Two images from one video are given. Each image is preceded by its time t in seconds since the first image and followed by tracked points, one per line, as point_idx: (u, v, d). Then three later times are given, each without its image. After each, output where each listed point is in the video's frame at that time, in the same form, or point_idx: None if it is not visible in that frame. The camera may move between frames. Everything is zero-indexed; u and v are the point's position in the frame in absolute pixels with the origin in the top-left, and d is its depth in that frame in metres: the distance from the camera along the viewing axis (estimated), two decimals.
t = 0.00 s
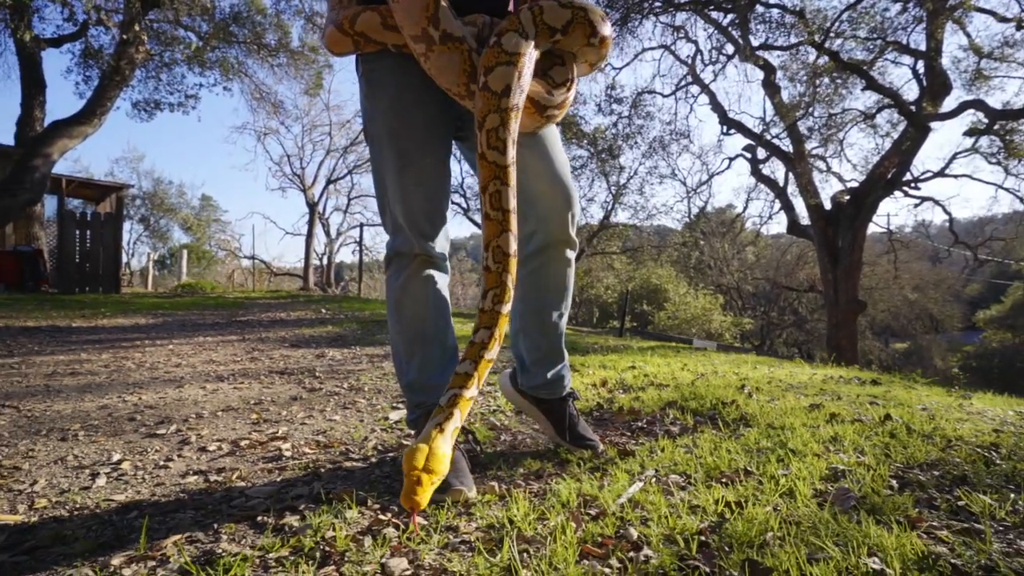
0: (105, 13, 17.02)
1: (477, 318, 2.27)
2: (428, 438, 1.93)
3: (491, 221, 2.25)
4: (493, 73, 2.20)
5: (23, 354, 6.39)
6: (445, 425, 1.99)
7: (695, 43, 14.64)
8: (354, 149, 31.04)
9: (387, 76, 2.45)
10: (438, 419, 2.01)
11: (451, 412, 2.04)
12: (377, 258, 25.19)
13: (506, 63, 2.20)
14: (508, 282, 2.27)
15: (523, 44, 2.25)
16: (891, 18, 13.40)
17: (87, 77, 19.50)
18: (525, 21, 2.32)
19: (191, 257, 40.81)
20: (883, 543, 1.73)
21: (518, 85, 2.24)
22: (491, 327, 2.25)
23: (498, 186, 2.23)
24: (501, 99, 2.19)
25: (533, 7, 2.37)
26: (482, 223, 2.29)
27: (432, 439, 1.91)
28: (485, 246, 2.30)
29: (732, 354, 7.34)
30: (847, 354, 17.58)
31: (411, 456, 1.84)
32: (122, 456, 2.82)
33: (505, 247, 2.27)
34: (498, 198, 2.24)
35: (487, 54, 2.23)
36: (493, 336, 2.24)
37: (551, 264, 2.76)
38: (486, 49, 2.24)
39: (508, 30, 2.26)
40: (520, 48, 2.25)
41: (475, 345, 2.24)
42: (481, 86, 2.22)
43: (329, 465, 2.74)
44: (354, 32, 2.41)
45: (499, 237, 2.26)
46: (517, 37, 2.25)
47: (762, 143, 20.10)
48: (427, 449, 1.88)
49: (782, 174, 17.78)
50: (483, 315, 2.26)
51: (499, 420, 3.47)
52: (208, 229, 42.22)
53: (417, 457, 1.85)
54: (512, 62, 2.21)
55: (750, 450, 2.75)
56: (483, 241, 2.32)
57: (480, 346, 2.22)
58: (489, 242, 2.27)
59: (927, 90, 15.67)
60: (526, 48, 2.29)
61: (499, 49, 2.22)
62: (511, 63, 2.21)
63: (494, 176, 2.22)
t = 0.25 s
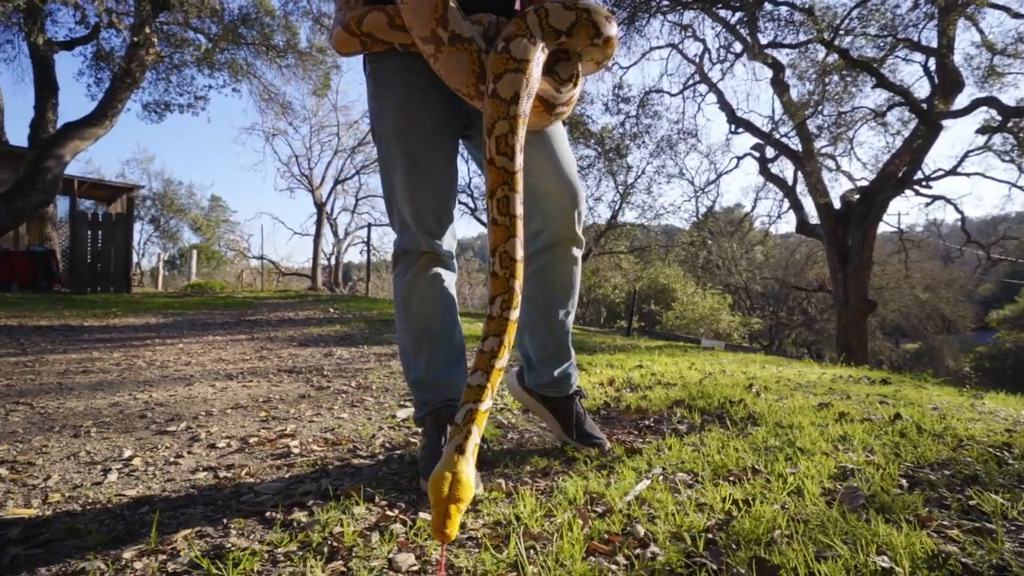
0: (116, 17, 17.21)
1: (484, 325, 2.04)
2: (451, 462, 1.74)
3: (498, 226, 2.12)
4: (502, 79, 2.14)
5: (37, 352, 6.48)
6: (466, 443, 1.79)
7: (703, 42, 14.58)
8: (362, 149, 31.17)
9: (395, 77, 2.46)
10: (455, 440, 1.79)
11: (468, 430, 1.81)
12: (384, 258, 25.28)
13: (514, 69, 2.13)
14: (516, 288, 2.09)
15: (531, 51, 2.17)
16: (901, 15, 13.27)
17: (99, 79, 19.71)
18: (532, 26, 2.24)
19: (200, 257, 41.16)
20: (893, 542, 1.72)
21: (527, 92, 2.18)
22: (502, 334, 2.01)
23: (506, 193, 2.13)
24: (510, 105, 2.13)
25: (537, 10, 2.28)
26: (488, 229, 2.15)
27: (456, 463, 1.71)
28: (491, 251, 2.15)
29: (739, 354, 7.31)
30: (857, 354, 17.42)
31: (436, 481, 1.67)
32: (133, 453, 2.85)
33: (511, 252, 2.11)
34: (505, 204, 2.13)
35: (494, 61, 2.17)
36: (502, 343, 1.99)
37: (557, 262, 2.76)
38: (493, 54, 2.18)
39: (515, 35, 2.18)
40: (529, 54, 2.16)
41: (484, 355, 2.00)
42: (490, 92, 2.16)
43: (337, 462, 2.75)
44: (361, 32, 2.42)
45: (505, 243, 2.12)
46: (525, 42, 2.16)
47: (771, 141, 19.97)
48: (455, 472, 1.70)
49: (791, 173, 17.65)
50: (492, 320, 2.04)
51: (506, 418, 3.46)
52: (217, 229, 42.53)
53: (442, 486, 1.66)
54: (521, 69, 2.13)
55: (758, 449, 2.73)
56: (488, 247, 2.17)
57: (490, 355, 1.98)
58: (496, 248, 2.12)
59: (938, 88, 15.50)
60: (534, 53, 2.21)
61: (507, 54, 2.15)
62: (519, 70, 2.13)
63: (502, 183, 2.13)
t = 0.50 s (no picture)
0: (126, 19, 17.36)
1: (502, 338, 1.98)
2: (486, 480, 1.69)
3: (511, 239, 2.04)
4: (515, 94, 2.07)
5: (48, 350, 6.57)
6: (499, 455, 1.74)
7: (710, 41, 14.53)
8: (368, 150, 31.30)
9: (402, 74, 2.48)
10: (488, 458, 1.73)
11: (500, 446, 1.75)
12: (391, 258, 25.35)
13: (526, 84, 2.07)
14: (530, 300, 2.01)
15: (543, 65, 2.10)
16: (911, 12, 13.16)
17: (109, 81, 19.89)
18: (542, 36, 2.13)
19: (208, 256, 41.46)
20: (899, 538, 1.71)
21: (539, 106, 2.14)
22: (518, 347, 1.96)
23: (518, 205, 2.05)
24: (523, 120, 2.05)
25: (543, 18, 2.17)
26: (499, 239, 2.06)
27: (495, 481, 1.67)
28: (503, 264, 2.06)
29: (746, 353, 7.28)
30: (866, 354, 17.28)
31: (474, 503, 1.63)
32: (144, 447, 2.89)
33: (525, 264, 2.04)
34: (518, 216, 2.05)
35: (505, 76, 2.09)
36: (522, 356, 1.94)
37: (562, 260, 2.77)
38: (505, 68, 2.10)
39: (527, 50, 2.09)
40: (541, 69, 2.10)
41: (506, 369, 1.94)
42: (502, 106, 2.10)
43: (345, 458, 2.77)
44: (368, 30, 2.44)
45: (518, 255, 2.04)
46: (537, 55, 2.08)
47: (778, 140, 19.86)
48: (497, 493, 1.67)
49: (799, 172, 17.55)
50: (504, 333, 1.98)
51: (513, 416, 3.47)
52: (225, 229, 42.84)
53: (482, 504, 1.63)
54: (533, 84, 2.07)
55: (764, 446, 2.73)
56: (500, 258, 2.08)
57: (511, 368, 1.92)
58: (508, 260, 2.03)
59: (948, 86, 15.36)
60: (545, 66, 2.13)
61: (519, 68, 2.08)
62: (531, 86, 2.07)
63: (514, 195, 2.05)
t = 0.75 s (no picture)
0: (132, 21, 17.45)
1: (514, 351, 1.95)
2: (519, 485, 1.70)
3: (519, 252, 1.99)
4: (521, 111, 1.99)
5: (57, 348, 6.65)
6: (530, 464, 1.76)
7: (714, 40, 14.50)
8: (372, 150, 31.37)
9: (408, 72, 2.50)
10: (518, 470, 1.74)
11: (527, 458, 1.76)
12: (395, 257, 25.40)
13: (533, 100, 1.99)
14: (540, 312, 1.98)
15: (551, 79, 2.01)
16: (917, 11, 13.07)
17: (116, 82, 20.04)
18: (551, 47, 2.01)
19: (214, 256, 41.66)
20: (900, 533, 1.72)
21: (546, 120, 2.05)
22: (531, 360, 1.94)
23: (526, 218, 2.00)
24: (530, 136, 1.98)
25: (551, 27, 2.04)
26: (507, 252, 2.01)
27: (526, 488, 1.68)
28: (511, 276, 2.01)
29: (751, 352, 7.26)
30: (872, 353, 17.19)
31: (514, 507, 1.64)
32: (151, 443, 2.93)
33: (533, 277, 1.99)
34: (525, 230, 1.99)
35: (513, 92, 2.00)
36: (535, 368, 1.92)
37: (565, 260, 2.78)
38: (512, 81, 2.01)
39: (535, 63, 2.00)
40: (549, 82, 2.02)
41: (522, 381, 1.93)
42: (510, 120, 2.02)
43: (349, 454, 2.79)
44: (373, 28, 2.45)
45: (526, 268, 1.99)
46: (546, 70, 1.99)
47: (783, 139, 19.78)
48: (530, 494, 1.68)
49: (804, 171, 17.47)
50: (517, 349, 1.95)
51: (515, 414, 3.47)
52: (231, 228, 43.03)
53: (522, 510, 1.64)
54: (542, 100, 2.00)
55: (766, 443, 2.74)
56: (507, 270, 2.03)
57: (527, 382, 1.91)
58: (516, 272, 1.98)
59: (956, 85, 15.24)
60: (553, 80, 2.04)
61: (528, 83, 2.00)
62: (539, 101, 2.00)
63: (522, 209, 1.99)
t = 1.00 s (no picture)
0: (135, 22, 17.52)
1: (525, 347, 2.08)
2: (521, 466, 1.75)
3: (525, 252, 2.09)
4: (523, 115, 2.08)
5: (61, 344, 6.69)
6: (535, 451, 1.82)
7: (716, 39, 14.49)
8: (375, 149, 31.42)
9: (412, 65, 2.52)
10: (524, 450, 1.82)
11: (535, 442, 1.84)
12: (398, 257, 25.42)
13: (534, 105, 2.07)
14: (547, 309, 2.10)
15: (552, 81, 2.07)
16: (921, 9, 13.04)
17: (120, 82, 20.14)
18: (555, 49, 2.07)
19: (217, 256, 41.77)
20: (895, 517, 1.73)
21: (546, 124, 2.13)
22: (541, 356, 2.06)
23: (529, 218, 2.08)
24: (530, 140, 2.07)
25: (556, 28, 2.09)
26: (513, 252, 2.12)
27: (528, 464, 1.73)
28: (518, 276, 2.12)
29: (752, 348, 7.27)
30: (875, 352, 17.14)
31: (513, 480, 1.67)
32: (155, 434, 2.96)
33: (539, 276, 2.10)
34: (529, 230, 2.08)
35: (516, 95, 2.08)
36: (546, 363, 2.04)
37: (566, 253, 2.80)
38: (515, 86, 2.08)
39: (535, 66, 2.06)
40: (549, 85, 2.08)
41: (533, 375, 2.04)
42: (512, 124, 2.10)
43: (351, 444, 2.83)
44: (378, 21, 2.47)
45: (532, 267, 2.09)
46: (547, 74, 2.05)
47: (786, 138, 19.76)
48: (529, 473, 1.72)
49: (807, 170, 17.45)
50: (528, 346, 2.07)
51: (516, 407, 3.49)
52: (234, 228, 43.10)
53: (518, 487, 1.66)
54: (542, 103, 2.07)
55: (765, 434, 2.76)
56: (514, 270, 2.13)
57: (538, 375, 2.02)
58: (523, 272, 2.09)
59: (959, 83, 15.20)
60: (554, 81, 2.09)
61: (530, 88, 2.07)
62: (540, 106, 2.07)
63: (525, 211, 2.07)
